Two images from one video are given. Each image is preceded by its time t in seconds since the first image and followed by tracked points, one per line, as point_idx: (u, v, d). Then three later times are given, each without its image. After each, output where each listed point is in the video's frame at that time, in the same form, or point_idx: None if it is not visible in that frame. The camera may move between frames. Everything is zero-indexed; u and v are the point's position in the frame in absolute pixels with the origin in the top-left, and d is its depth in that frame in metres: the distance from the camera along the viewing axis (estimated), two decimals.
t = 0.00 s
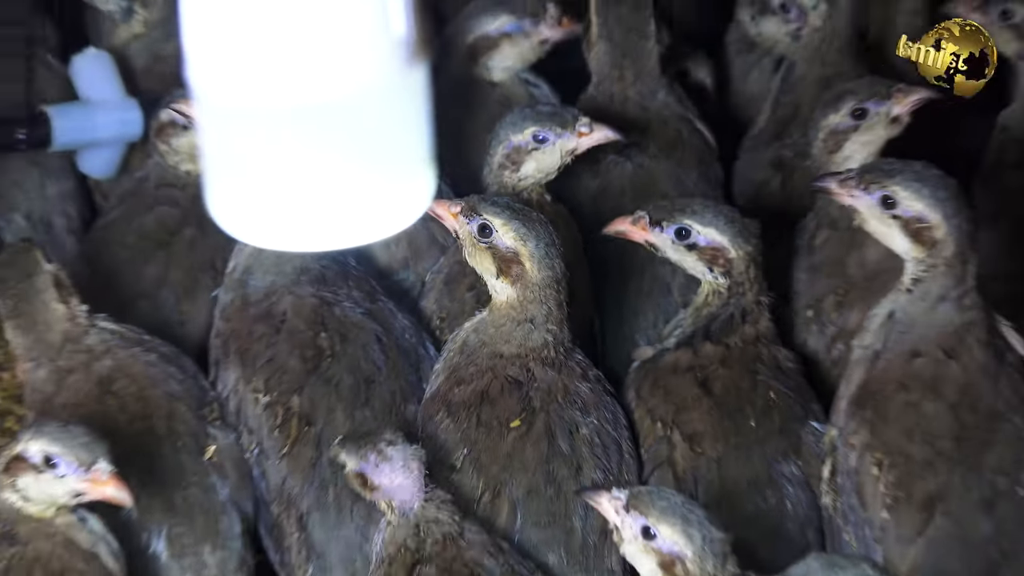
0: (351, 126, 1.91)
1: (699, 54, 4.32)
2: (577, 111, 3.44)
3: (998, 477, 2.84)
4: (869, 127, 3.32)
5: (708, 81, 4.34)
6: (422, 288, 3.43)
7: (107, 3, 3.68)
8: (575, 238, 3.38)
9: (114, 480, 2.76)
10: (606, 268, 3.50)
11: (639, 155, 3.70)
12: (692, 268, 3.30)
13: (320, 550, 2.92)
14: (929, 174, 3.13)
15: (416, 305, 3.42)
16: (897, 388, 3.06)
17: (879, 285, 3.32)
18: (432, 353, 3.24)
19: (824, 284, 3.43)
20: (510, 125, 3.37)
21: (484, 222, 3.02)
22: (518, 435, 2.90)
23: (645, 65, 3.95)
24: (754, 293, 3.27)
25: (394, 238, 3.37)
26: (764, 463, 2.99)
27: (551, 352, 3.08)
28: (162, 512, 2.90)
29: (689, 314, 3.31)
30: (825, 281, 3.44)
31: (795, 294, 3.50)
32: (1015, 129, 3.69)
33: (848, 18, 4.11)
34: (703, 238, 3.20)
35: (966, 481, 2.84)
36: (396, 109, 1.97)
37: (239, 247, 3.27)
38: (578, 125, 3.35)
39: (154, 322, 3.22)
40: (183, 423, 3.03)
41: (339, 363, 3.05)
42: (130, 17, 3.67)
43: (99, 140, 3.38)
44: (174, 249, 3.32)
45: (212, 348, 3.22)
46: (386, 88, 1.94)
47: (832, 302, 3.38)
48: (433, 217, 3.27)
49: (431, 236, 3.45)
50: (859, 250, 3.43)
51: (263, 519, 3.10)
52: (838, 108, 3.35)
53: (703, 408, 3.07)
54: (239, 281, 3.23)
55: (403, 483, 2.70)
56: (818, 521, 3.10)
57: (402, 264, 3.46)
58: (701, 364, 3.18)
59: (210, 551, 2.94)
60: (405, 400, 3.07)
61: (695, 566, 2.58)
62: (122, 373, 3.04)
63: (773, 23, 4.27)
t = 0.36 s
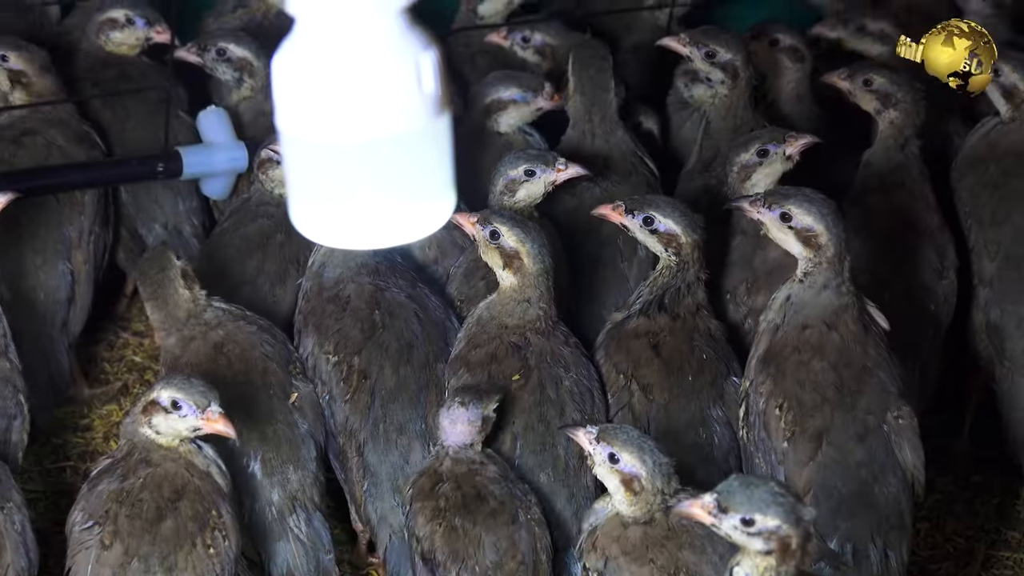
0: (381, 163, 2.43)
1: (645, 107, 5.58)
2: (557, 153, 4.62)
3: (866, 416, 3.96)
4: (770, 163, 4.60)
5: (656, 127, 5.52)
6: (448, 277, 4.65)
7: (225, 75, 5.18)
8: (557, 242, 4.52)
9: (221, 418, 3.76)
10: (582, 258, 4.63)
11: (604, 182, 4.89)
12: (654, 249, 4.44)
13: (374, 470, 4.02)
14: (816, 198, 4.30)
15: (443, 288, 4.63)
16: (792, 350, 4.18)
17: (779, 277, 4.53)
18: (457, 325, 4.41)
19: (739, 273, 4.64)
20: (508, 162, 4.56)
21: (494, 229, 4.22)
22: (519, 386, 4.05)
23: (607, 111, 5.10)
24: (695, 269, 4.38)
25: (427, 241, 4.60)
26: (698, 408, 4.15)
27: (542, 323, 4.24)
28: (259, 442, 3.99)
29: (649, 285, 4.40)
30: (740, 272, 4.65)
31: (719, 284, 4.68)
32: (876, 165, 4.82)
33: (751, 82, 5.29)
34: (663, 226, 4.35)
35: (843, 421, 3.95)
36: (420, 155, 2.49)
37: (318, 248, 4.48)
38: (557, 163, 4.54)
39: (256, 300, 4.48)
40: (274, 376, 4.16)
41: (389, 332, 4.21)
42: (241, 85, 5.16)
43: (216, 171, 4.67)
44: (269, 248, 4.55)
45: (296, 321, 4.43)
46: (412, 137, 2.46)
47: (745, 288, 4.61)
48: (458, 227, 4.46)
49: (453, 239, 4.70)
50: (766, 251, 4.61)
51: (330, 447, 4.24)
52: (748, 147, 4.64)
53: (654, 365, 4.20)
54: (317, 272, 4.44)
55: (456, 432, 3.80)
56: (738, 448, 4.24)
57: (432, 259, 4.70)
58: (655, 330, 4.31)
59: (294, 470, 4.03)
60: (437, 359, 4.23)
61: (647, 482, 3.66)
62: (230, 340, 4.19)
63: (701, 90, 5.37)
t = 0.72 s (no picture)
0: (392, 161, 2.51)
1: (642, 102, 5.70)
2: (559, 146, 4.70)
3: (866, 406, 3.94)
4: (768, 157, 4.76)
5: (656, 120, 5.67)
6: (451, 268, 4.76)
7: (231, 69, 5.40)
8: (559, 235, 4.58)
9: (228, 407, 3.67)
10: (584, 249, 4.75)
11: (605, 174, 5.01)
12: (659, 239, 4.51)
13: (378, 459, 4.03)
14: (815, 190, 4.27)
15: (446, 278, 4.74)
16: (792, 341, 4.15)
17: (777, 268, 4.64)
18: (461, 316, 4.47)
19: (739, 265, 4.75)
20: (511, 156, 4.65)
21: (498, 221, 4.27)
22: (520, 376, 4.05)
23: (607, 103, 5.22)
24: (698, 260, 4.45)
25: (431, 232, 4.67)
26: (699, 398, 4.17)
27: (545, 314, 4.27)
28: (265, 431, 3.98)
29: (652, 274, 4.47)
30: (739, 263, 4.75)
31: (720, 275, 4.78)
32: (874, 157, 4.96)
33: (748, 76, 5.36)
34: (666, 216, 4.42)
35: (844, 411, 3.94)
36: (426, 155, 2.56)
37: (324, 240, 4.56)
38: (560, 155, 4.62)
39: (262, 291, 4.63)
40: (280, 365, 4.18)
41: (394, 322, 4.26)
42: (247, 79, 5.38)
43: (222, 164, 4.84)
44: (276, 240, 4.69)
45: (302, 313, 4.51)
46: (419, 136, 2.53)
47: (744, 279, 4.70)
48: (463, 219, 4.50)
49: (456, 230, 4.82)
50: (766, 243, 4.70)
51: (334, 437, 4.26)
52: (747, 141, 4.79)
53: (655, 355, 4.23)
54: (323, 263, 4.52)
55: (478, 420, 3.73)
56: (739, 439, 4.24)
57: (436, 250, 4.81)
58: (657, 320, 4.36)
59: (298, 459, 4.02)
60: (441, 350, 4.27)
61: (649, 472, 3.49)
62: (235, 331, 4.22)
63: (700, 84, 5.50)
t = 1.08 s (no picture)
0: (387, 145, 2.12)
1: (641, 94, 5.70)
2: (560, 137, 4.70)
3: (867, 397, 3.93)
4: (770, 148, 4.76)
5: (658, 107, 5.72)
6: (450, 258, 4.80)
7: (232, 60, 5.42)
8: (560, 226, 4.58)
9: (230, 399, 3.68)
10: (584, 241, 4.77)
11: (606, 165, 5.01)
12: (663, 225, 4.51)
13: (378, 450, 4.03)
14: (817, 180, 4.25)
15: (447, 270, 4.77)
16: (793, 331, 4.15)
17: (778, 259, 4.64)
18: (461, 306, 4.48)
19: (740, 257, 4.75)
20: (512, 147, 4.65)
21: (499, 212, 4.27)
22: (521, 366, 4.05)
23: (607, 92, 5.23)
24: (701, 248, 4.46)
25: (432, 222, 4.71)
26: (699, 388, 4.16)
27: (546, 304, 4.27)
28: (263, 422, 3.98)
29: (655, 260, 4.46)
30: (741, 254, 4.76)
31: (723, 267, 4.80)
32: (874, 149, 4.96)
33: (742, 62, 5.32)
34: (673, 202, 4.42)
35: (845, 401, 3.92)
36: (435, 137, 2.17)
37: (324, 231, 4.56)
38: (561, 146, 4.61)
39: (262, 283, 4.63)
40: (280, 356, 4.18)
41: (394, 313, 4.26)
42: (248, 71, 5.43)
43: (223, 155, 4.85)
44: (277, 230, 4.70)
45: (302, 303, 4.51)
46: (423, 116, 2.13)
47: (745, 270, 4.71)
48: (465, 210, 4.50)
49: (457, 221, 4.84)
50: (766, 234, 4.71)
51: (334, 428, 4.26)
52: (749, 132, 4.79)
53: (655, 345, 4.22)
54: (324, 254, 4.52)
55: (481, 406, 3.73)
56: (740, 429, 4.24)
57: (436, 240, 4.84)
58: (658, 310, 4.36)
59: (298, 449, 4.02)
60: (441, 340, 4.26)
61: (650, 465, 3.48)
62: (235, 322, 4.22)
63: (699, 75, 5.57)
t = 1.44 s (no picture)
0: (388, 138, 2.13)
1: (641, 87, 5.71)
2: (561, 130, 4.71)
3: (869, 390, 3.93)
4: (771, 141, 4.76)
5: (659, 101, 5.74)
6: (451, 252, 4.80)
7: (233, 53, 5.43)
8: (562, 219, 4.59)
9: (240, 391, 3.68)
10: (585, 235, 4.77)
11: (606, 158, 5.01)
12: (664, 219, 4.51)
13: (379, 443, 4.03)
14: (818, 174, 4.24)
15: (448, 262, 4.77)
16: (794, 325, 4.14)
17: (779, 252, 4.64)
18: (462, 300, 4.48)
19: (741, 250, 4.76)
20: (512, 140, 4.65)
21: (499, 204, 4.28)
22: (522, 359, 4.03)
23: (607, 85, 5.23)
24: (703, 242, 4.46)
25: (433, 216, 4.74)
26: (700, 381, 4.15)
27: (546, 297, 4.26)
28: (264, 415, 3.98)
29: (656, 254, 4.45)
30: (742, 247, 4.76)
31: (723, 260, 4.81)
32: (876, 141, 4.96)
33: (738, 55, 5.35)
34: (674, 196, 4.42)
35: (846, 394, 3.92)
36: (437, 130, 2.17)
37: (325, 223, 4.56)
38: (561, 139, 4.63)
39: (263, 276, 4.63)
40: (280, 348, 4.18)
41: (394, 306, 4.26)
42: (248, 64, 5.43)
43: (224, 148, 4.86)
44: (278, 224, 4.70)
45: (302, 297, 4.51)
46: (425, 109, 2.14)
47: (746, 263, 4.72)
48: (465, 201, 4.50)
49: (457, 215, 4.84)
50: (767, 227, 4.71)
51: (335, 421, 4.26)
52: (750, 125, 4.79)
53: (656, 339, 4.22)
54: (324, 247, 4.52)
55: (487, 385, 3.76)
56: (741, 422, 4.24)
57: (437, 233, 4.85)
58: (659, 303, 4.36)
59: (298, 442, 4.02)
60: (442, 334, 4.25)
61: (660, 458, 3.45)
62: (235, 314, 4.22)
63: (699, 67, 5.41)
